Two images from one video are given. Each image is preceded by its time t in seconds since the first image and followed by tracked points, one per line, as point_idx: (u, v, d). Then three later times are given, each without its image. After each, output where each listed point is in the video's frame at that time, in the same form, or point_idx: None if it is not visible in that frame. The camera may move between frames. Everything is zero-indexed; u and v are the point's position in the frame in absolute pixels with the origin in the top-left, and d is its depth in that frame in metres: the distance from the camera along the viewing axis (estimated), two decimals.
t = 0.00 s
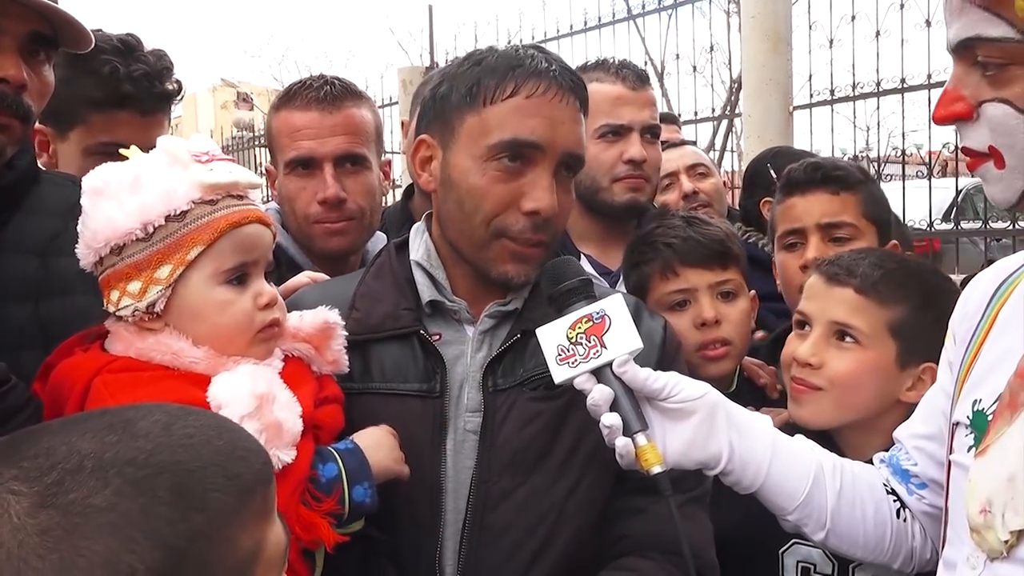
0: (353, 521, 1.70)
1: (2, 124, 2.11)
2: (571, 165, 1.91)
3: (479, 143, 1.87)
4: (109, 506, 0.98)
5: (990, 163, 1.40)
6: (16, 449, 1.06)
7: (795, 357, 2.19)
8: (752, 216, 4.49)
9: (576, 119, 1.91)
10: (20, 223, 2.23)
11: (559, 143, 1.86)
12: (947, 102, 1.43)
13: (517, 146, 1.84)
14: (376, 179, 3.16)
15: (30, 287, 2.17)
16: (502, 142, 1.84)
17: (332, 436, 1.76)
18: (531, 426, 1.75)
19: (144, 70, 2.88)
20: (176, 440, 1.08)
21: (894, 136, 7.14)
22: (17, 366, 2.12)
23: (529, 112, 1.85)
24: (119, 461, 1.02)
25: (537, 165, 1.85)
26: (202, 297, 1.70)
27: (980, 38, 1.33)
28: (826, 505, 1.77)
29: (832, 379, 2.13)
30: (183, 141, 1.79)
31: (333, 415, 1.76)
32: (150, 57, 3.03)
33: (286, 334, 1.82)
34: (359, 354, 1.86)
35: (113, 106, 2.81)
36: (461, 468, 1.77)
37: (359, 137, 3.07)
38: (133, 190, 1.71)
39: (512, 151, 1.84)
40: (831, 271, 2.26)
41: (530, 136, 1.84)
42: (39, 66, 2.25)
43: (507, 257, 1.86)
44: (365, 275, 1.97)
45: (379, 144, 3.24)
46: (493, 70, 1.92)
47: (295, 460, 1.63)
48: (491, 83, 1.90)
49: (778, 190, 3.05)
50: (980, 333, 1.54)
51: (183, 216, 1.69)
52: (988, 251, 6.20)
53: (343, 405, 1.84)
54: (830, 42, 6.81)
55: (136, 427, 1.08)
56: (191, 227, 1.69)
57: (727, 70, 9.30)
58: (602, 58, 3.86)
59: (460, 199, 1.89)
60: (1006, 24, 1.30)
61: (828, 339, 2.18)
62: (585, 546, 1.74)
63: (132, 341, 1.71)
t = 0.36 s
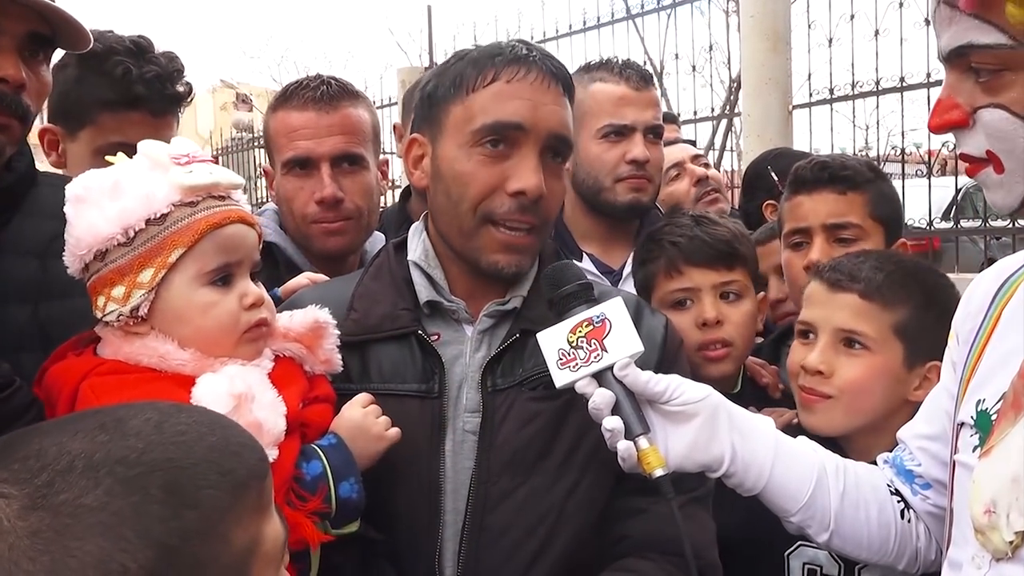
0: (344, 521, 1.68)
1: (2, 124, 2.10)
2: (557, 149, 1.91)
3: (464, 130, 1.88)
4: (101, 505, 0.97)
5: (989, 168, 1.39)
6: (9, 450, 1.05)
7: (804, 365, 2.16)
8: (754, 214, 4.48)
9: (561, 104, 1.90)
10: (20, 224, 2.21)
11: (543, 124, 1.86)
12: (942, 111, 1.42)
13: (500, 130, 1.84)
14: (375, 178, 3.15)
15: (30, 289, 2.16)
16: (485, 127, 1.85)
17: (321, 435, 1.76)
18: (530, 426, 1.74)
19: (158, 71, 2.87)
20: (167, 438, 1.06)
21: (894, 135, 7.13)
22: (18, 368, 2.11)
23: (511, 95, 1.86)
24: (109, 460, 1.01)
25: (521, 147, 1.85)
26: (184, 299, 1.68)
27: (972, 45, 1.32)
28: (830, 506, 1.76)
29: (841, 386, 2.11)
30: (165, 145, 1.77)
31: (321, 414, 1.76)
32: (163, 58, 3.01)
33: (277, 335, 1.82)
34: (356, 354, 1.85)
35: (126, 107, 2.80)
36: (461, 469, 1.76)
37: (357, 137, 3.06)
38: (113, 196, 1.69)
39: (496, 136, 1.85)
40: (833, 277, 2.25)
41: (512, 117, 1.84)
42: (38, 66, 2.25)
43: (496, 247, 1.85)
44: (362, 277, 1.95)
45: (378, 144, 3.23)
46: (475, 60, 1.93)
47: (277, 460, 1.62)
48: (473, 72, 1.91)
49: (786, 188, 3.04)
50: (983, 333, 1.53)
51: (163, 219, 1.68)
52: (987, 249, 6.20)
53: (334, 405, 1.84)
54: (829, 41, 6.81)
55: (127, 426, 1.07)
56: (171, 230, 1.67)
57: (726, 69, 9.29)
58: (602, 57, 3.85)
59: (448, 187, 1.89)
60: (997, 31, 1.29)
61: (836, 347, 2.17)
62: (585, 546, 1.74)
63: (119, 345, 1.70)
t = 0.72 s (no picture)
0: (344, 523, 1.69)
1: (3, 125, 2.10)
2: (557, 143, 1.92)
3: (467, 124, 1.88)
4: (91, 508, 0.97)
5: (988, 167, 1.40)
6: (4, 453, 1.06)
7: (819, 373, 2.14)
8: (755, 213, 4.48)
9: (560, 98, 1.92)
10: (21, 226, 2.22)
11: (545, 116, 1.87)
12: (939, 111, 1.43)
13: (503, 123, 1.85)
14: (375, 178, 3.15)
15: (33, 290, 2.17)
16: (488, 120, 1.86)
17: (321, 438, 1.75)
18: (531, 425, 1.75)
19: (159, 69, 2.86)
20: (161, 438, 1.07)
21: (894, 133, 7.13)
22: (21, 368, 2.12)
23: (513, 89, 1.86)
24: (101, 462, 1.02)
25: (523, 139, 1.87)
26: (185, 301, 1.69)
27: (969, 45, 1.33)
28: (829, 505, 1.77)
29: (858, 395, 2.11)
30: (165, 147, 1.77)
31: (321, 417, 1.75)
32: (164, 55, 2.99)
33: (277, 337, 1.81)
34: (357, 354, 1.85)
35: (127, 103, 2.79)
36: (462, 468, 1.76)
37: (357, 137, 3.06)
38: (113, 198, 1.69)
39: (499, 129, 1.86)
40: (844, 281, 2.23)
41: (515, 111, 1.85)
42: (40, 66, 2.25)
43: (503, 235, 1.85)
44: (363, 276, 1.95)
45: (378, 144, 3.23)
46: (476, 58, 1.94)
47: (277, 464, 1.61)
48: (474, 69, 1.92)
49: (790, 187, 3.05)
50: (984, 332, 1.53)
51: (163, 222, 1.68)
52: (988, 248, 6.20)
53: (334, 407, 1.84)
54: (829, 40, 6.81)
55: (120, 427, 1.07)
56: (172, 232, 1.67)
57: (725, 67, 9.29)
58: (602, 57, 3.85)
59: (451, 181, 1.90)
60: (994, 30, 1.29)
61: (850, 354, 2.16)
62: (587, 546, 1.74)
63: (119, 348, 1.71)
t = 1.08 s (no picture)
0: (345, 519, 1.70)
1: (3, 125, 2.12)
2: (555, 147, 1.95)
3: (467, 127, 1.90)
4: (97, 509, 0.99)
5: (970, 123, 1.34)
6: (6, 454, 1.07)
7: (840, 378, 2.16)
8: (755, 213, 4.50)
9: (559, 101, 1.94)
10: (22, 225, 2.24)
11: (544, 120, 1.90)
12: (941, 54, 1.37)
13: (502, 127, 1.87)
14: (374, 178, 3.16)
15: (34, 289, 2.18)
16: (487, 124, 1.88)
17: (320, 438, 1.77)
18: (528, 423, 1.77)
19: (140, 59, 2.86)
20: (166, 440, 1.09)
21: (894, 132, 7.15)
22: (23, 367, 2.13)
23: (513, 91, 1.89)
24: (106, 463, 1.03)
25: (522, 143, 1.89)
26: (183, 302, 1.71)
27: None
28: (822, 505, 1.78)
29: (880, 400, 2.14)
30: (162, 148, 1.79)
31: (320, 416, 1.77)
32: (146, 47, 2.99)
33: (274, 337, 1.83)
34: (354, 353, 1.87)
35: (111, 99, 2.81)
36: (460, 466, 1.79)
37: (355, 137, 3.07)
38: (111, 199, 1.72)
39: (498, 133, 1.88)
40: (868, 284, 2.24)
41: (514, 115, 1.87)
42: (40, 67, 2.26)
43: (501, 237, 1.88)
44: (360, 274, 1.98)
45: (377, 144, 3.25)
46: (475, 59, 1.97)
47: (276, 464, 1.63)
48: (473, 71, 1.94)
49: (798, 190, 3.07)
50: (971, 331, 1.55)
51: (161, 223, 1.70)
52: (989, 247, 6.21)
53: (332, 406, 1.86)
54: (829, 40, 6.83)
55: (124, 428, 1.09)
56: (170, 233, 1.70)
57: (726, 66, 9.31)
58: (601, 57, 3.87)
59: (451, 185, 1.91)
60: None
61: (871, 358, 2.18)
62: (584, 544, 1.76)
63: (117, 348, 1.73)
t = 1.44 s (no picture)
0: (342, 515, 1.69)
1: None
2: (529, 120, 1.96)
3: (441, 111, 1.92)
4: (96, 495, 0.99)
5: (985, 122, 1.42)
6: (3, 445, 1.07)
7: (828, 374, 2.17)
8: (750, 209, 4.48)
9: (526, 77, 1.96)
10: (18, 224, 2.23)
11: (512, 92, 1.91)
12: (951, 54, 1.43)
13: (474, 102, 1.89)
14: (370, 176, 3.16)
15: (30, 287, 2.18)
16: (460, 102, 1.90)
17: (315, 436, 1.77)
18: (524, 418, 1.76)
19: (116, 51, 2.79)
20: (161, 430, 1.09)
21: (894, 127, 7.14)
22: (19, 366, 2.13)
23: (481, 72, 1.91)
24: (103, 451, 1.03)
25: (494, 115, 1.90)
26: (176, 301, 1.71)
27: None
28: (816, 497, 1.78)
29: (869, 394, 2.13)
30: (153, 147, 1.78)
31: (314, 415, 1.77)
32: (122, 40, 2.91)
33: (269, 336, 1.83)
34: (349, 349, 1.87)
35: (90, 94, 2.78)
36: (455, 462, 1.79)
37: (351, 134, 3.07)
38: (103, 198, 1.71)
39: (471, 109, 1.90)
40: (846, 281, 2.25)
41: (483, 89, 1.89)
42: (34, 68, 2.26)
43: (489, 208, 1.86)
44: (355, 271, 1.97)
45: (373, 142, 3.24)
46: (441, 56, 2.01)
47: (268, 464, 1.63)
48: (440, 66, 1.98)
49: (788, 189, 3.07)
50: (968, 323, 1.55)
51: (153, 223, 1.70)
52: (989, 241, 6.19)
53: (327, 404, 1.85)
54: (828, 35, 6.82)
55: (120, 419, 1.09)
56: (162, 233, 1.69)
57: (724, 63, 9.29)
58: (600, 52, 3.86)
59: (433, 169, 1.92)
60: None
61: (858, 351, 2.18)
62: (580, 538, 1.76)
63: (110, 348, 1.73)
